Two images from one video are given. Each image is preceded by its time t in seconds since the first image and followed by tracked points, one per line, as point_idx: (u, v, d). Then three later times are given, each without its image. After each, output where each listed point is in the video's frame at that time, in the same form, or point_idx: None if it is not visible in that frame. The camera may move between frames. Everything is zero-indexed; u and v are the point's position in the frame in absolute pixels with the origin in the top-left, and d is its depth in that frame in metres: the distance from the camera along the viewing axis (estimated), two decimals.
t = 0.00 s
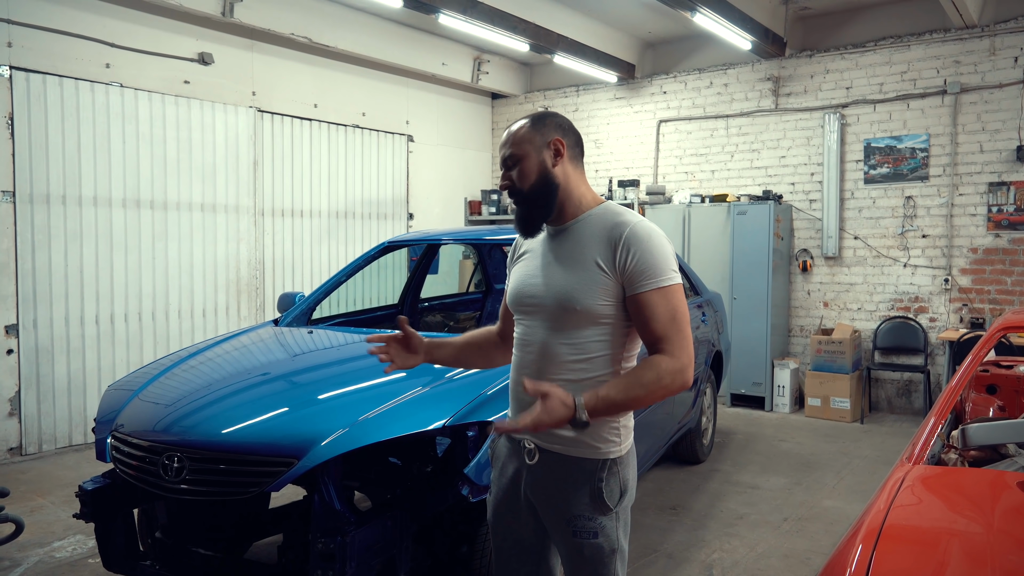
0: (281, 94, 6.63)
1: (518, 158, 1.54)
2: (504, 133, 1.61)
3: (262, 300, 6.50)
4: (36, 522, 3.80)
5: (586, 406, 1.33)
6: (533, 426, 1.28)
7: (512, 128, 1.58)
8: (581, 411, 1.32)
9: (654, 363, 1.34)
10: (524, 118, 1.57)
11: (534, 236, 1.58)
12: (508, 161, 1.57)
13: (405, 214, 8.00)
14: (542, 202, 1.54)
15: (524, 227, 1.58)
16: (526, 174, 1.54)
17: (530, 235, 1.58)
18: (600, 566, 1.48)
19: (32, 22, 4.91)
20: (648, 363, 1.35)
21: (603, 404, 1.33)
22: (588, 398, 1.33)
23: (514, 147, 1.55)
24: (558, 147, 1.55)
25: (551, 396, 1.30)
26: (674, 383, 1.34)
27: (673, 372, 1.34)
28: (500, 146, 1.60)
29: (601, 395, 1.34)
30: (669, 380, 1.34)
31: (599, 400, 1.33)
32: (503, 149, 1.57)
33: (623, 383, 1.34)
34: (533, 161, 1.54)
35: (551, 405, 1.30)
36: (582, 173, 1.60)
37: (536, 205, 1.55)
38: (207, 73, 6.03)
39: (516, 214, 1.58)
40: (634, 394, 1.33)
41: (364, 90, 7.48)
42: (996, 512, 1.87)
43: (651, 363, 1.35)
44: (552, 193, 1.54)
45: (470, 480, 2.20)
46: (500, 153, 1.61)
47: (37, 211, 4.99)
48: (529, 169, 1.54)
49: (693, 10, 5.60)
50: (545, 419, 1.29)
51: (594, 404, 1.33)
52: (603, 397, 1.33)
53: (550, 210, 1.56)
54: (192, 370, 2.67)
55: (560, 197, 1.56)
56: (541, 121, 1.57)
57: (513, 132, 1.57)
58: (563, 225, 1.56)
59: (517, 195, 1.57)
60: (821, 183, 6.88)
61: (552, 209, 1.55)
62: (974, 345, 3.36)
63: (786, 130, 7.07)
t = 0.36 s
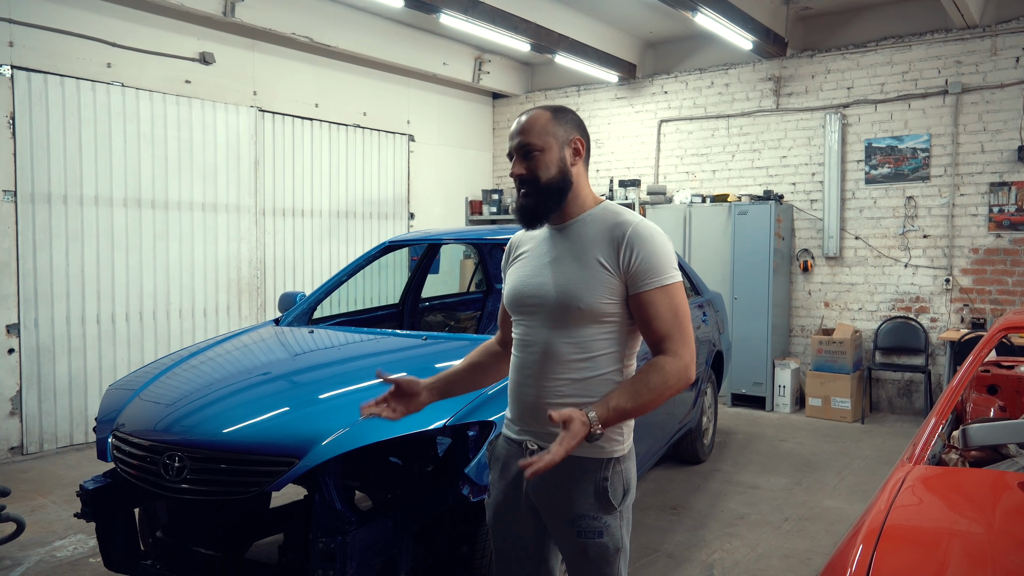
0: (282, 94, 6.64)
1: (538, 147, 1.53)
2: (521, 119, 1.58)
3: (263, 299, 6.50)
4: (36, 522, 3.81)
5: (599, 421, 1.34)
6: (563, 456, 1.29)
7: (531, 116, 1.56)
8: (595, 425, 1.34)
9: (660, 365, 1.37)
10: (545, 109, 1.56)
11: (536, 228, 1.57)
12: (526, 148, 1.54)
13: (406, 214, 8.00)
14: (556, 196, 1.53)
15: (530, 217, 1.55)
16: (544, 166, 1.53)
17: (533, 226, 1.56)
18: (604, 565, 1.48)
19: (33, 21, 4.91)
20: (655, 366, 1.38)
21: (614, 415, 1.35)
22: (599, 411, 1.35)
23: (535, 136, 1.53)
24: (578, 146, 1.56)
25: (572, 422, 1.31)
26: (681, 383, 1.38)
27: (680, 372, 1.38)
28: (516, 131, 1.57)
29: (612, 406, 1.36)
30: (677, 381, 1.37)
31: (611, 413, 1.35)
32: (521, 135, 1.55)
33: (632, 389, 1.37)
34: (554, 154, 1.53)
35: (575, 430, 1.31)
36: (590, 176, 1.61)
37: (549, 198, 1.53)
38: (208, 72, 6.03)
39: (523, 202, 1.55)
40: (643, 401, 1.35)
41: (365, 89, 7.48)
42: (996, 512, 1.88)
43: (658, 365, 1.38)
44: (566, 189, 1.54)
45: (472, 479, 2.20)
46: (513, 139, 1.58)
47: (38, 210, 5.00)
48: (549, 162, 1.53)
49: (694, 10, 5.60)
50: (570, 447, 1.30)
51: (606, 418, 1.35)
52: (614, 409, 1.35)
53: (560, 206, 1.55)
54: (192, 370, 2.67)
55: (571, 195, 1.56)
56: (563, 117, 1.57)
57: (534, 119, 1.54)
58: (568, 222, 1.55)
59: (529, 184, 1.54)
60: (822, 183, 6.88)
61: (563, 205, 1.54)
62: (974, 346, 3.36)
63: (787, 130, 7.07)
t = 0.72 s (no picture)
0: (283, 94, 6.65)
1: (560, 153, 1.53)
2: (537, 120, 1.56)
3: (263, 300, 6.51)
4: (36, 522, 3.80)
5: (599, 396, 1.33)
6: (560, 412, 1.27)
7: (548, 118, 1.54)
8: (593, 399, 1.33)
9: (659, 355, 1.37)
10: (563, 113, 1.55)
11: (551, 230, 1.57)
12: (546, 153, 1.53)
13: (406, 215, 8.00)
14: (574, 203, 1.55)
15: (549, 220, 1.55)
16: (565, 172, 1.53)
17: (549, 228, 1.57)
18: (605, 562, 1.48)
19: (34, 21, 4.92)
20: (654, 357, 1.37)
21: (611, 391, 1.33)
22: (597, 384, 1.33)
23: (556, 141, 1.53)
24: (593, 154, 1.58)
25: (574, 383, 1.30)
26: (676, 379, 1.37)
27: (677, 369, 1.37)
28: (533, 133, 1.54)
29: (610, 382, 1.34)
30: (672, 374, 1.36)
31: (608, 387, 1.33)
32: (541, 137, 1.53)
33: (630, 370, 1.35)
34: (574, 161, 1.54)
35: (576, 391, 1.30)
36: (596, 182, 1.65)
37: (568, 204, 1.54)
38: (209, 73, 6.03)
39: (542, 207, 1.54)
40: (640, 382, 1.34)
41: (365, 90, 7.48)
42: (997, 513, 1.88)
43: (655, 358, 1.37)
44: (583, 197, 1.56)
45: (472, 480, 2.19)
46: (529, 139, 1.55)
47: (39, 210, 5.00)
48: (570, 168, 1.54)
49: (695, 11, 5.61)
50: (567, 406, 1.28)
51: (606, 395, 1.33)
52: (611, 383, 1.34)
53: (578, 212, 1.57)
54: (192, 370, 2.67)
55: (586, 202, 1.58)
56: (579, 121, 1.57)
57: (552, 123, 1.53)
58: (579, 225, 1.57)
59: (548, 188, 1.54)
60: (822, 184, 6.88)
61: (580, 212, 1.56)
62: (975, 346, 3.36)
63: (787, 131, 7.07)
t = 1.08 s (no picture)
0: (284, 95, 6.66)
1: (566, 153, 1.53)
2: (542, 120, 1.56)
3: (263, 300, 6.51)
4: (37, 521, 3.81)
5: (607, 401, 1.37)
6: (559, 426, 1.31)
7: (554, 119, 1.55)
8: (600, 405, 1.37)
9: (665, 358, 1.40)
10: (569, 113, 1.56)
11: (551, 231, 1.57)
12: (552, 152, 1.53)
13: (407, 215, 8.01)
14: (579, 204, 1.55)
15: (552, 219, 1.54)
16: (570, 171, 1.53)
17: (552, 230, 1.56)
18: (608, 560, 1.49)
19: (34, 21, 4.92)
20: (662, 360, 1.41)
21: (621, 398, 1.37)
22: (605, 393, 1.37)
23: (563, 142, 1.53)
24: (597, 158, 1.60)
25: (576, 396, 1.34)
26: (685, 378, 1.41)
27: (685, 369, 1.40)
28: (540, 132, 1.55)
29: (618, 389, 1.38)
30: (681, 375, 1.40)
31: (616, 395, 1.37)
32: (547, 137, 1.53)
33: (638, 375, 1.39)
34: (579, 161, 1.54)
35: (579, 404, 1.33)
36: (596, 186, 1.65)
37: (572, 205, 1.54)
38: (210, 73, 6.04)
39: (546, 205, 1.53)
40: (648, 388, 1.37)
41: (366, 90, 7.49)
42: (997, 514, 1.88)
43: (663, 360, 1.40)
44: (587, 198, 1.56)
45: (473, 480, 2.20)
46: (535, 139, 1.55)
47: (40, 210, 5.01)
48: (575, 168, 1.54)
49: (695, 12, 5.61)
50: (571, 419, 1.33)
51: (614, 400, 1.37)
52: (620, 392, 1.37)
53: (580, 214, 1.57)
54: (193, 370, 2.67)
55: (589, 203, 1.58)
56: (584, 124, 1.59)
57: (560, 123, 1.54)
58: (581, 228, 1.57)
59: (553, 186, 1.53)
60: (822, 186, 6.89)
61: (583, 213, 1.56)
62: (975, 347, 3.36)
63: (788, 132, 7.07)
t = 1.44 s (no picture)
0: (285, 94, 6.66)
1: (526, 160, 1.55)
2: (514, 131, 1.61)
3: (265, 299, 6.52)
4: (38, 519, 3.81)
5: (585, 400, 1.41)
6: (527, 425, 1.43)
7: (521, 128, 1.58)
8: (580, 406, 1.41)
9: (652, 366, 1.39)
10: (533, 120, 1.57)
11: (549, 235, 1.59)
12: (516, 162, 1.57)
13: (408, 214, 8.01)
14: (549, 207, 1.54)
15: (530, 227, 1.58)
16: (532, 177, 1.55)
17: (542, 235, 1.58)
18: (604, 563, 1.48)
19: (38, 20, 4.93)
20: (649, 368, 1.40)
21: (599, 402, 1.40)
22: (583, 394, 1.42)
23: (522, 149, 1.55)
24: (566, 151, 1.54)
25: (543, 397, 1.43)
26: (674, 388, 1.39)
27: (674, 379, 1.39)
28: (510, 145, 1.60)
29: (599, 393, 1.41)
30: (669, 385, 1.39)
31: (594, 398, 1.40)
32: (511, 150, 1.58)
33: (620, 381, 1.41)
34: (541, 164, 1.54)
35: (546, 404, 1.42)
36: (588, 175, 1.59)
37: (543, 209, 1.55)
38: (212, 72, 6.04)
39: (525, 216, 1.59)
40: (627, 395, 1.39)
41: (368, 89, 7.49)
42: (998, 514, 1.88)
43: (651, 368, 1.39)
44: (558, 198, 1.54)
45: (475, 479, 2.20)
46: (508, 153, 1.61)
47: (42, 209, 5.01)
48: (535, 172, 1.54)
49: (697, 12, 5.61)
50: (539, 419, 1.42)
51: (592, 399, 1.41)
52: (598, 395, 1.41)
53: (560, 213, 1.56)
54: (195, 369, 2.67)
55: (566, 200, 1.56)
56: (551, 122, 1.56)
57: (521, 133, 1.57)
58: (570, 227, 1.56)
59: (524, 195, 1.57)
60: (824, 186, 6.89)
61: (562, 214, 1.55)
62: (977, 348, 3.36)
63: (789, 133, 7.07)
